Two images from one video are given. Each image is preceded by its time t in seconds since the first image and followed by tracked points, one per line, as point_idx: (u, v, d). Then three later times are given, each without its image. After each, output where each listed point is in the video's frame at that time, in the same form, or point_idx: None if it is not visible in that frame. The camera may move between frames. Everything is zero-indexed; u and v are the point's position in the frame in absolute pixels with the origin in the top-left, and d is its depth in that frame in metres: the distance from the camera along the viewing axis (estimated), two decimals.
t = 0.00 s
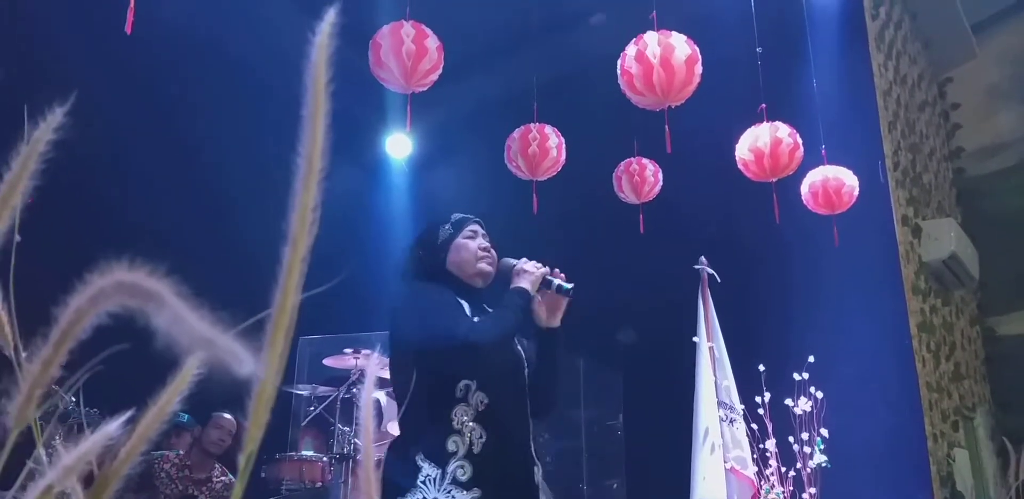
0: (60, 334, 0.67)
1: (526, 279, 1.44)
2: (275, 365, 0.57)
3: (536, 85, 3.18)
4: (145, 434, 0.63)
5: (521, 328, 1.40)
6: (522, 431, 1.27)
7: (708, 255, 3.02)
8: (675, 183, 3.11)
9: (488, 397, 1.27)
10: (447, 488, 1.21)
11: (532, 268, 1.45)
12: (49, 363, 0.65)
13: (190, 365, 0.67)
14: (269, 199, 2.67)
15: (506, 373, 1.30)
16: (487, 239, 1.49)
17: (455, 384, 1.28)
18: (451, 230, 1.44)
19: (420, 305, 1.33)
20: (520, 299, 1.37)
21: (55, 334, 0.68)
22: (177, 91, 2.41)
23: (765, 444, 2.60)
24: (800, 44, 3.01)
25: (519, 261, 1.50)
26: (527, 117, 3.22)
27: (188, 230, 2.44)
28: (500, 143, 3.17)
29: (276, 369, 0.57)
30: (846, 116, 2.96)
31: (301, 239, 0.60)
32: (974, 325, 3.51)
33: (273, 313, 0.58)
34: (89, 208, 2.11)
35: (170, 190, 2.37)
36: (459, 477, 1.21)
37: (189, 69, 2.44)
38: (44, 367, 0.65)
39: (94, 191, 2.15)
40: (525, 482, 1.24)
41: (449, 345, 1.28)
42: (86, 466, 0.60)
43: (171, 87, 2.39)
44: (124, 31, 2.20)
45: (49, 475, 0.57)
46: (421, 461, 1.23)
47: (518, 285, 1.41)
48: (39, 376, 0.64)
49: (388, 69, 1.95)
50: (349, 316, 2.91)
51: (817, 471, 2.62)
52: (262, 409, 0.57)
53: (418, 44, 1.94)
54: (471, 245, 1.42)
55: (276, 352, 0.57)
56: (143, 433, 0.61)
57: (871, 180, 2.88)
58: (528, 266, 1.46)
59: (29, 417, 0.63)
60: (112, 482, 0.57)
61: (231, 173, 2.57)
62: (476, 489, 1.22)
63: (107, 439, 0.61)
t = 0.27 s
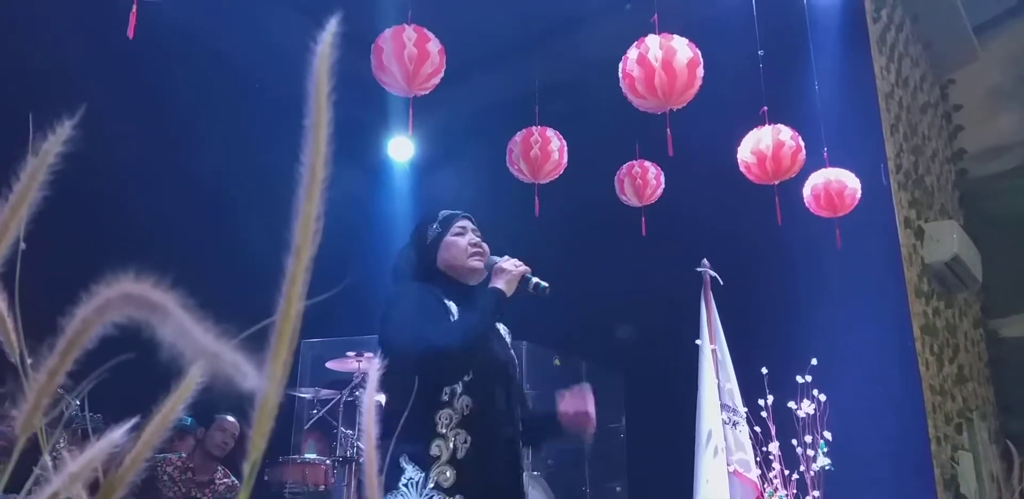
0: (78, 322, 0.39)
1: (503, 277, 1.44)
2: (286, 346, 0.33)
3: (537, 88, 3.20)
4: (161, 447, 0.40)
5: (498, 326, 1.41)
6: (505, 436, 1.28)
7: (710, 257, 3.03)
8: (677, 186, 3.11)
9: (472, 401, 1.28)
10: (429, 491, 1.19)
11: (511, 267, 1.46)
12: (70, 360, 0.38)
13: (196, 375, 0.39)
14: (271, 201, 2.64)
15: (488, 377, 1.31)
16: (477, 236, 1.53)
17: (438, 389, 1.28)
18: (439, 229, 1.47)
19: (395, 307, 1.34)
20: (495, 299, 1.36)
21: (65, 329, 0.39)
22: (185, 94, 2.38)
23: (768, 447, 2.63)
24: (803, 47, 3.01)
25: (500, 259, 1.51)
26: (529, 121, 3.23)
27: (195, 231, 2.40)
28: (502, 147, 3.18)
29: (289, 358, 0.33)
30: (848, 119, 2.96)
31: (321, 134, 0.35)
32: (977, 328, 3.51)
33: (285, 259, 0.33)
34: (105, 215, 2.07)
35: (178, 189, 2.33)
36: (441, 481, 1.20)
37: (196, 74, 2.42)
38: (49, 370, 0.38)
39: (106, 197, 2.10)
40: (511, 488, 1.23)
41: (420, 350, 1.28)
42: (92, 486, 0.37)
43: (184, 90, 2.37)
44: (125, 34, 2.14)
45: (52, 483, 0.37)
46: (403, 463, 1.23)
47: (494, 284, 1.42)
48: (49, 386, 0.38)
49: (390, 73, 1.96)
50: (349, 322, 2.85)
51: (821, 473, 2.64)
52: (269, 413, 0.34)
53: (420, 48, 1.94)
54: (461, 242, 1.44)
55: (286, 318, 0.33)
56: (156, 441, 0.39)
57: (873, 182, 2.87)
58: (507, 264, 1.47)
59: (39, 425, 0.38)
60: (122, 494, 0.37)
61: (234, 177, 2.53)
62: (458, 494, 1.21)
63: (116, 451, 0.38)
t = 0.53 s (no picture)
0: (102, 328, 0.71)
1: (512, 255, 1.45)
2: (292, 359, 0.65)
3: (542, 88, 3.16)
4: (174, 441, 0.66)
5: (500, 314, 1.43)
6: (502, 437, 1.30)
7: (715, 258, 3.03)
8: (682, 187, 3.11)
9: (473, 400, 1.29)
10: (424, 492, 1.23)
11: (517, 243, 1.47)
12: (90, 358, 0.70)
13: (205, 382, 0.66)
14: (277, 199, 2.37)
15: (488, 371, 1.33)
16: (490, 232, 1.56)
17: (440, 384, 1.28)
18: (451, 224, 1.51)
19: (401, 298, 1.36)
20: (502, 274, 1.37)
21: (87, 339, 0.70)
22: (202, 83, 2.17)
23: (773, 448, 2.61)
24: (808, 48, 3.00)
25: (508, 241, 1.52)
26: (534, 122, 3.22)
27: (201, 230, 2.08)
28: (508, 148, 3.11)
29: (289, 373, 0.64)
30: (853, 119, 2.95)
31: (320, 224, 0.68)
32: (983, 327, 3.50)
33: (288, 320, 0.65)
34: (99, 215, 1.73)
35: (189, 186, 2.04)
36: (437, 482, 1.23)
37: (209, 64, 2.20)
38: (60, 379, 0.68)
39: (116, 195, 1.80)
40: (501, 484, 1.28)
41: (429, 334, 1.28)
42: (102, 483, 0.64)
43: (204, 81, 2.17)
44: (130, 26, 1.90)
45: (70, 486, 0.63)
46: (399, 461, 1.25)
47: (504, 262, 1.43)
48: (65, 387, 0.68)
49: (394, 75, 1.96)
50: (356, 326, 2.70)
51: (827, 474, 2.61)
52: (284, 401, 0.65)
53: (425, 49, 1.95)
54: (472, 238, 1.48)
55: (289, 353, 0.65)
56: (167, 443, 0.64)
57: (878, 182, 2.86)
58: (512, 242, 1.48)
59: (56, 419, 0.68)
60: None
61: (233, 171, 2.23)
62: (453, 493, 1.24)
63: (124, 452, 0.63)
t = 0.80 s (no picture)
0: (120, 327, 0.40)
1: (543, 273, 1.40)
2: (313, 349, 0.36)
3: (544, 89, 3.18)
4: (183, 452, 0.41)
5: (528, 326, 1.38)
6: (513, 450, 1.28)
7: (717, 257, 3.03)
8: (683, 186, 3.12)
9: (495, 417, 1.26)
10: None
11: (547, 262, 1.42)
12: (104, 367, 0.41)
13: (221, 378, 0.38)
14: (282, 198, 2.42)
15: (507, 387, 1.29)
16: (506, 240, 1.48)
17: (464, 397, 1.25)
18: (471, 229, 1.41)
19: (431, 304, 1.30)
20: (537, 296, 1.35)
21: (103, 336, 0.40)
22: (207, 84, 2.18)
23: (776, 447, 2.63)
24: (810, 47, 3.00)
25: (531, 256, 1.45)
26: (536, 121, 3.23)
27: (206, 231, 2.13)
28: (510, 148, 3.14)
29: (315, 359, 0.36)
30: (855, 118, 2.95)
31: (347, 140, 0.36)
32: (985, 326, 3.50)
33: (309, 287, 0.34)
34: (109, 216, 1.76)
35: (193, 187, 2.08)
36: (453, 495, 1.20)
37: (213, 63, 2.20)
38: None
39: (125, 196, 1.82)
40: None
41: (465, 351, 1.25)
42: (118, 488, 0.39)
43: (210, 81, 2.18)
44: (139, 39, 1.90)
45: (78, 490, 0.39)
46: (414, 470, 1.21)
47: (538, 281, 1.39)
48: (84, 392, 0.40)
49: (396, 74, 1.96)
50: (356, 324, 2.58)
51: (829, 473, 2.64)
52: (294, 431, 0.36)
53: (427, 48, 1.95)
54: (492, 246, 1.40)
55: (309, 348, 0.36)
56: (177, 450, 0.40)
57: (881, 182, 2.86)
58: (540, 259, 1.43)
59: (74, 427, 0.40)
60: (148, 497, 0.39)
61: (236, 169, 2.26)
62: None
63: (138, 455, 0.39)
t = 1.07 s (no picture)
0: (132, 318, 0.45)
1: (570, 283, 1.45)
2: (329, 332, 0.42)
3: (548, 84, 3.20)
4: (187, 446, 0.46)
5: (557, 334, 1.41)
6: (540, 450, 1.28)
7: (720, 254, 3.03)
8: (686, 182, 3.12)
9: (522, 417, 1.27)
10: None
11: (574, 271, 1.45)
12: (115, 358, 0.44)
13: (233, 361, 0.44)
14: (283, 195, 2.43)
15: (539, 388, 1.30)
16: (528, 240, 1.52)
17: (492, 397, 1.27)
18: (498, 228, 1.46)
19: (464, 309, 1.32)
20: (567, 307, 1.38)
21: (117, 327, 0.44)
22: (206, 83, 2.20)
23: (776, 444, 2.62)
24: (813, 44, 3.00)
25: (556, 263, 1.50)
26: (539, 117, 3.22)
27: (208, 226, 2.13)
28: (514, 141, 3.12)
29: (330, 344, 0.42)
30: (859, 116, 2.95)
31: (359, 134, 0.44)
32: (987, 325, 3.49)
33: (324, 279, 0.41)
34: (109, 215, 1.80)
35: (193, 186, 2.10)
36: (481, 491, 1.20)
37: (211, 61, 2.22)
38: None
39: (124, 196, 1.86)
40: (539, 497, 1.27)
41: (497, 357, 1.26)
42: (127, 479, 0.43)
43: (207, 79, 2.21)
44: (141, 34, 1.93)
45: (90, 480, 0.42)
46: (442, 465, 1.23)
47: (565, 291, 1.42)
48: (95, 382, 0.44)
49: (400, 69, 1.96)
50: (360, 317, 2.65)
51: (829, 471, 2.64)
52: (309, 411, 0.43)
53: (431, 44, 1.95)
54: (518, 246, 1.46)
55: (326, 330, 0.42)
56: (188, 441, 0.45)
57: (884, 179, 2.86)
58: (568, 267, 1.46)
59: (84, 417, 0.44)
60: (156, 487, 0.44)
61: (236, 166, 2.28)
62: None
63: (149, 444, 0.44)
